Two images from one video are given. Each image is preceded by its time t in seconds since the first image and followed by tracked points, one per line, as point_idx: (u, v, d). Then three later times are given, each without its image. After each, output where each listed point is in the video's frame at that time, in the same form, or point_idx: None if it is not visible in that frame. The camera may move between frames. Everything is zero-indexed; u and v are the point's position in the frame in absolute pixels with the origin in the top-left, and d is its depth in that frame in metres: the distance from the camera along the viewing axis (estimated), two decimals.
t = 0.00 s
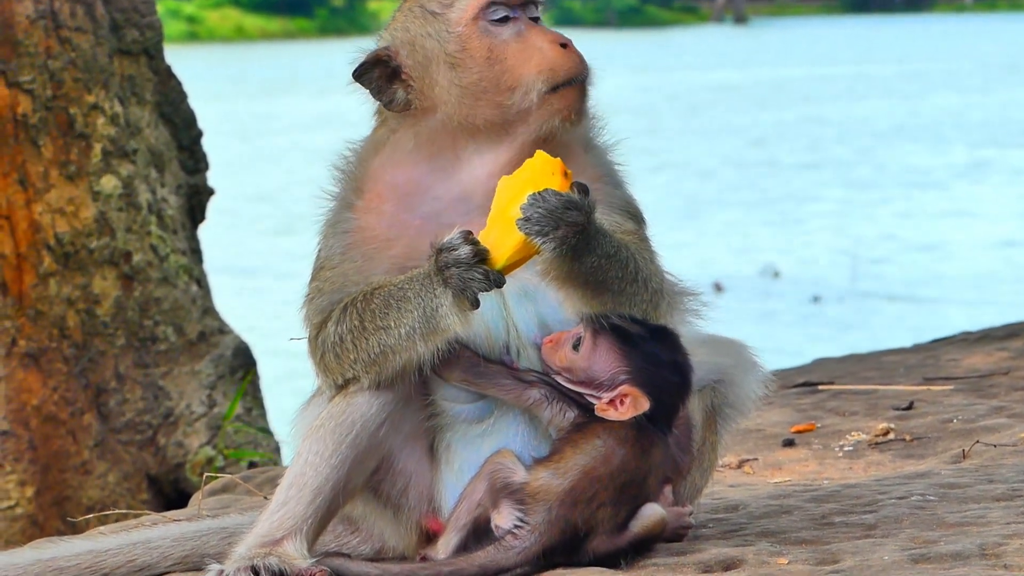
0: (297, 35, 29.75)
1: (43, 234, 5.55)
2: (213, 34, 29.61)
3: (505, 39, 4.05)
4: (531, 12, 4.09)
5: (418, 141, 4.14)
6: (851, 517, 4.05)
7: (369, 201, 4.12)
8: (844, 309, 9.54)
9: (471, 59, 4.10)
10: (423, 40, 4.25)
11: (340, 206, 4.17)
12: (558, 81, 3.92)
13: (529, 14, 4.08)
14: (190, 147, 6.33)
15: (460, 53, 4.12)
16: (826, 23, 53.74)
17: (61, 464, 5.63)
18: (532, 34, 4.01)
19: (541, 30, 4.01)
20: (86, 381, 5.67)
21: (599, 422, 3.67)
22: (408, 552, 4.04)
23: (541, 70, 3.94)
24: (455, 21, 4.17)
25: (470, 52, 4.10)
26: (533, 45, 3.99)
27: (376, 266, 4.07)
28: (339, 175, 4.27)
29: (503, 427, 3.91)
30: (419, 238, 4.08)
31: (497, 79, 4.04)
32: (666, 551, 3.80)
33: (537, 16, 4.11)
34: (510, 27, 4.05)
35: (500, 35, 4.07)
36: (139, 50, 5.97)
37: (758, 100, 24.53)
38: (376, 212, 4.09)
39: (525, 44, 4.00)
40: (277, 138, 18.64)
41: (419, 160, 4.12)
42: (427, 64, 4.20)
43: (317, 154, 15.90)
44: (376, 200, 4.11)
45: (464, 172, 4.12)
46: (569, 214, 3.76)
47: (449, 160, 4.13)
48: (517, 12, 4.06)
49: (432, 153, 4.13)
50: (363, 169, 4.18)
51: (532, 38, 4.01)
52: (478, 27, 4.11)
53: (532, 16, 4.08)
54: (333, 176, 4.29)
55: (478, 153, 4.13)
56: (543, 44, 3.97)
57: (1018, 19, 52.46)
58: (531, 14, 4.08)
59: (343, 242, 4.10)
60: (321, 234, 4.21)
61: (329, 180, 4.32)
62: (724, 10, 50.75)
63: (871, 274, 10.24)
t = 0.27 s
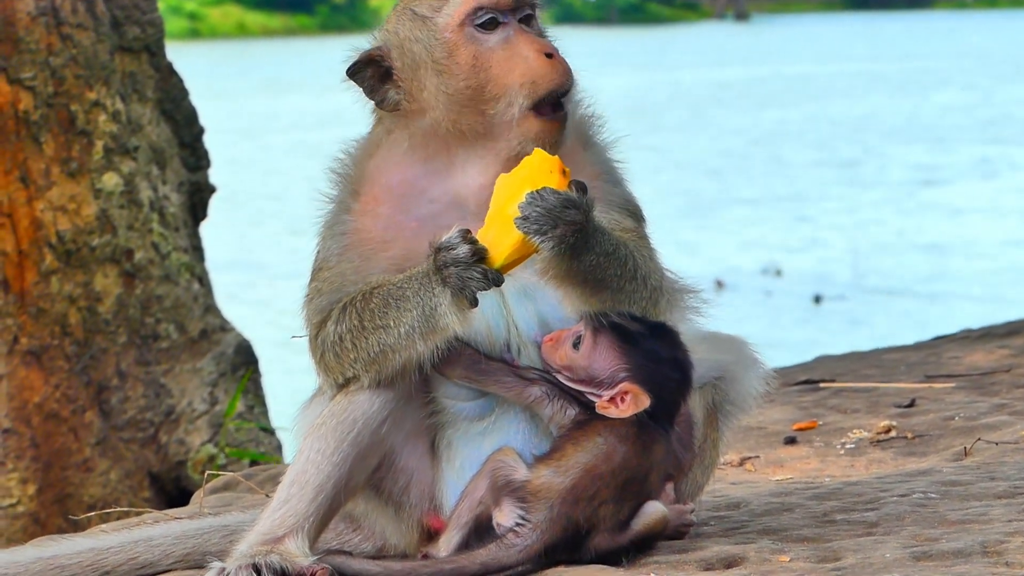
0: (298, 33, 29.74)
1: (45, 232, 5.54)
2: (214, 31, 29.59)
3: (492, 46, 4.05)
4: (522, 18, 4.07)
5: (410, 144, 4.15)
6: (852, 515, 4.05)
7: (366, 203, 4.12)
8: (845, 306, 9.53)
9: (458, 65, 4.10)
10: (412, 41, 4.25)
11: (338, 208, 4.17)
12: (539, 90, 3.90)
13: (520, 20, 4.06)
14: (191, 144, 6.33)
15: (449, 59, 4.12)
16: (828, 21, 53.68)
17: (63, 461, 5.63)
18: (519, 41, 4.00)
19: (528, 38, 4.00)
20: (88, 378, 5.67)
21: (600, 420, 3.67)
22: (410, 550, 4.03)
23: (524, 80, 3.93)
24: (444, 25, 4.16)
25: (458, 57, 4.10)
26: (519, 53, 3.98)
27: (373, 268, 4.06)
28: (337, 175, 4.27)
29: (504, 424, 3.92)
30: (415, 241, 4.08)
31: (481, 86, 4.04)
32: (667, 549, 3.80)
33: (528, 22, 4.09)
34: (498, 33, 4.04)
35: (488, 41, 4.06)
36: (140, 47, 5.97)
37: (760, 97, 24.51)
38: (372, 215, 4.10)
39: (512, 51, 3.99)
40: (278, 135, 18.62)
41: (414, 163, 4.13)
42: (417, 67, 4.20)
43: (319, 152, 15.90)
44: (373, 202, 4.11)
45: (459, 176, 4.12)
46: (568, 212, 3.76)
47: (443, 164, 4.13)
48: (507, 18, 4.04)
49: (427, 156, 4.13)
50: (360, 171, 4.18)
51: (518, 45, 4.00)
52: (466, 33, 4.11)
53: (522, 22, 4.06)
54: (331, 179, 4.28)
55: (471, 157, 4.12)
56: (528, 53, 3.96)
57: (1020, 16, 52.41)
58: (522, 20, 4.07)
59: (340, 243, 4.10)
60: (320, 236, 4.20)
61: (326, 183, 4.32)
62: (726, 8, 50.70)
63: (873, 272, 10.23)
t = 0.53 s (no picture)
0: (300, 31, 29.78)
1: (46, 230, 5.55)
2: (216, 30, 29.60)
3: (480, 54, 3.99)
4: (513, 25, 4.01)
5: (408, 145, 4.15)
6: (854, 512, 4.05)
7: (366, 202, 4.13)
8: (847, 304, 9.52)
9: (447, 72, 4.05)
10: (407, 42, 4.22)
11: (339, 205, 4.17)
12: (523, 99, 3.83)
13: (512, 27, 4.01)
14: (192, 143, 6.32)
15: (437, 65, 4.07)
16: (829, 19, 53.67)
17: (65, 460, 5.63)
18: (508, 49, 3.94)
19: (517, 46, 3.94)
20: (89, 377, 5.66)
21: (601, 418, 3.67)
22: (412, 548, 4.03)
23: (508, 89, 3.87)
24: (435, 30, 4.11)
25: (447, 62, 4.05)
26: (506, 61, 3.92)
27: (374, 266, 4.06)
28: (338, 172, 4.26)
29: (505, 422, 3.92)
30: (414, 240, 4.08)
31: (468, 94, 3.98)
32: (669, 546, 3.80)
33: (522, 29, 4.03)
34: (488, 40, 3.99)
35: (477, 47, 4.01)
36: (141, 45, 5.97)
37: (762, 95, 24.51)
38: (372, 212, 4.10)
39: (499, 59, 3.94)
40: (279, 134, 18.62)
41: (414, 161, 4.13)
42: (412, 70, 4.16)
43: (320, 150, 15.90)
44: (373, 200, 4.12)
45: (456, 176, 4.11)
46: (568, 211, 3.76)
47: (441, 163, 4.12)
48: (500, 24, 3.99)
49: (426, 154, 4.13)
50: (360, 169, 4.18)
51: (507, 53, 3.94)
52: (455, 40, 4.06)
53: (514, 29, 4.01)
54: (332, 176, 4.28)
55: (465, 160, 4.10)
56: (514, 62, 3.90)
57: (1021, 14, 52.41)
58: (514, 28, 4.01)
59: (340, 241, 4.10)
60: (321, 233, 4.21)
61: (329, 179, 4.33)
62: (728, 6, 50.71)
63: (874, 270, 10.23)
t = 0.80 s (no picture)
0: (300, 30, 29.79)
1: (46, 229, 5.55)
2: (216, 28, 29.60)
3: (460, 54, 4.03)
4: (497, 24, 4.03)
5: (406, 148, 4.15)
6: (855, 511, 4.04)
7: (364, 204, 4.12)
8: (847, 302, 9.52)
9: (428, 74, 4.10)
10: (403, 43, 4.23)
11: (339, 206, 4.17)
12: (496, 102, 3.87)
13: (495, 26, 4.02)
14: (192, 141, 6.31)
15: (421, 66, 4.12)
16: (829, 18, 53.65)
17: (65, 458, 5.63)
18: (488, 50, 3.96)
19: (496, 46, 3.95)
20: (89, 375, 5.67)
21: (602, 417, 3.67)
22: (412, 546, 4.03)
23: (484, 91, 3.90)
24: (421, 31, 4.16)
25: (429, 64, 4.10)
26: (485, 62, 3.94)
27: (375, 267, 4.06)
28: (338, 172, 4.25)
29: (506, 422, 3.92)
30: (413, 242, 4.08)
31: (449, 95, 4.02)
32: (670, 544, 3.80)
33: (506, 28, 4.03)
34: (470, 40, 4.02)
35: (458, 48, 4.04)
36: (141, 44, 5.96)
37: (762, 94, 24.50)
38: (371, 214, 4.10)
39: (478, 60, 3.96)
40: (279, 132, 18.62)
41: (412, 162, 4.12)
42: (401, 69, 4.20)
43: (320, 149, 15.89)
44: (372, 202, 4.11)
45: (453, 177, 4.09)
46: (568, 212, 3.76)
47: (438, 165, 4.11)
48: (481, 24, 4.02)
49: (423, 156, 4.12)
50: (360, 170, 4.18)
51: (486, 54, 3.96)
52: (436, 41, 4.10)
53: (497, 28, 4.02)
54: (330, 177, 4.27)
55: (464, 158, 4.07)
56: (491, 63, 3.92)
57: (1021, 12, 52.42)
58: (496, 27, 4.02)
59: (339, 243, 4.09)
60: (320, 235, 4.20)
61: (327, 178, 4.31)
62: (728, 4, 50.67)
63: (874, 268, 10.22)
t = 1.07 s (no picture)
0: (300, 29, 29.82)
1: (46, 228, 5.55)
2: (215, 27, 29.62)
3: (439, 60, 4.04)
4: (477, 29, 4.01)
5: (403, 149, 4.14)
6: (855, 509, 4.04)
7: (362, 205, 4.11)
8: (847, 301, 9.52)
9: (410, 78, 4.11)
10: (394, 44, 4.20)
11: (336, 208, 4.17)
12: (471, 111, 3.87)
13: (476, 31, 4.02)
14: (192, 140, 6.31)
15: (402, 71, 4.14)
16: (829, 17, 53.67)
17: (65, 457, 5.63)
18: (465, 56, 3.96)
19: (474, 52, 3.95)
20: (89, 374, 5.67)
21: (602, 416, 3.68)
22: (412, 545, 4.03)
23: (458, 99, 3.91)
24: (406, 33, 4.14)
25: (410, 69, 4.11)
26: (460, 69, 3.95)
27: (373, 267, 4.06)
28: (338, 173, 4.26)
29: (506, 420, 3.92)
30: (410, 243, 4.08)
31: (429, 100, 4.04)
32: (669, 543, 3.80)
33: (489, 33, 4.03)
34: (449, 46, 4.02)
35: (438, 53, 4.05)
36: (141, 42, 5.96)
37: (762, 93, 24.51)
38: (369, 215, 4.09)
39: (455, 67, 3.97)
40: (279, 131, 18.62)
41: (409, 163, 4.12)
42: (390, 72, 4.20)
43: (321, 148, 15.89)
44: (369, 203, 4.10)
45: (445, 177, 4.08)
46: (567, 211, 3.75)
47: (433, 169, 4.10)
48: (462, 29, 4.01)
49: (418, 157, 4.12)
50: (358, 172, 4.17)
51: (463, 60, 3.96)
52: (416, 47, 4.11)
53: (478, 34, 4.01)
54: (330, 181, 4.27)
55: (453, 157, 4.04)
56: (467, 70, 3.93)
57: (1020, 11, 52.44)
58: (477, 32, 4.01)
59: (338, 243, 4.09)
60: (319, 236, 4.20)
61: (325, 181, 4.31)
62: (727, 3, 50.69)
63: (874, 267, 10.22)
